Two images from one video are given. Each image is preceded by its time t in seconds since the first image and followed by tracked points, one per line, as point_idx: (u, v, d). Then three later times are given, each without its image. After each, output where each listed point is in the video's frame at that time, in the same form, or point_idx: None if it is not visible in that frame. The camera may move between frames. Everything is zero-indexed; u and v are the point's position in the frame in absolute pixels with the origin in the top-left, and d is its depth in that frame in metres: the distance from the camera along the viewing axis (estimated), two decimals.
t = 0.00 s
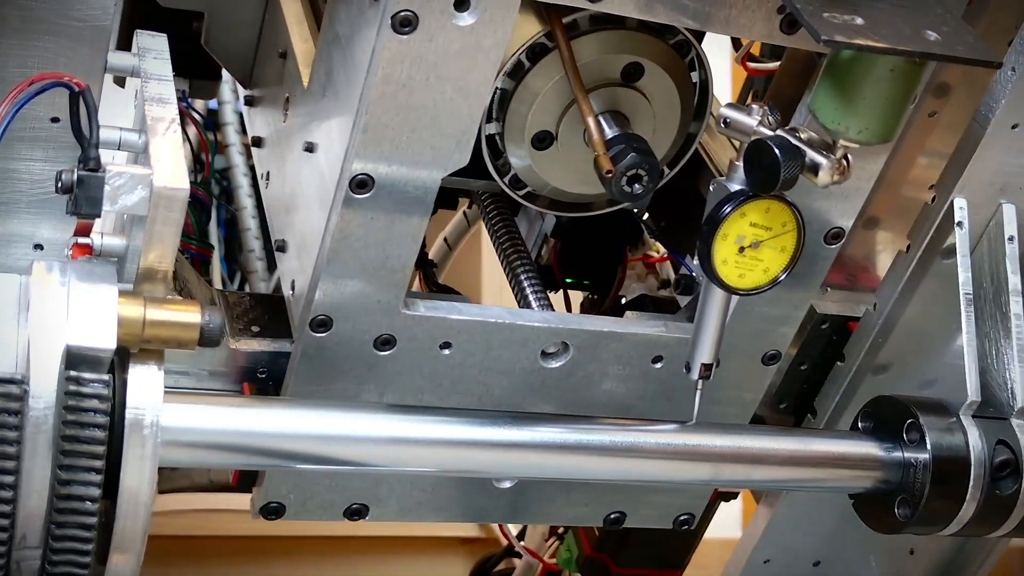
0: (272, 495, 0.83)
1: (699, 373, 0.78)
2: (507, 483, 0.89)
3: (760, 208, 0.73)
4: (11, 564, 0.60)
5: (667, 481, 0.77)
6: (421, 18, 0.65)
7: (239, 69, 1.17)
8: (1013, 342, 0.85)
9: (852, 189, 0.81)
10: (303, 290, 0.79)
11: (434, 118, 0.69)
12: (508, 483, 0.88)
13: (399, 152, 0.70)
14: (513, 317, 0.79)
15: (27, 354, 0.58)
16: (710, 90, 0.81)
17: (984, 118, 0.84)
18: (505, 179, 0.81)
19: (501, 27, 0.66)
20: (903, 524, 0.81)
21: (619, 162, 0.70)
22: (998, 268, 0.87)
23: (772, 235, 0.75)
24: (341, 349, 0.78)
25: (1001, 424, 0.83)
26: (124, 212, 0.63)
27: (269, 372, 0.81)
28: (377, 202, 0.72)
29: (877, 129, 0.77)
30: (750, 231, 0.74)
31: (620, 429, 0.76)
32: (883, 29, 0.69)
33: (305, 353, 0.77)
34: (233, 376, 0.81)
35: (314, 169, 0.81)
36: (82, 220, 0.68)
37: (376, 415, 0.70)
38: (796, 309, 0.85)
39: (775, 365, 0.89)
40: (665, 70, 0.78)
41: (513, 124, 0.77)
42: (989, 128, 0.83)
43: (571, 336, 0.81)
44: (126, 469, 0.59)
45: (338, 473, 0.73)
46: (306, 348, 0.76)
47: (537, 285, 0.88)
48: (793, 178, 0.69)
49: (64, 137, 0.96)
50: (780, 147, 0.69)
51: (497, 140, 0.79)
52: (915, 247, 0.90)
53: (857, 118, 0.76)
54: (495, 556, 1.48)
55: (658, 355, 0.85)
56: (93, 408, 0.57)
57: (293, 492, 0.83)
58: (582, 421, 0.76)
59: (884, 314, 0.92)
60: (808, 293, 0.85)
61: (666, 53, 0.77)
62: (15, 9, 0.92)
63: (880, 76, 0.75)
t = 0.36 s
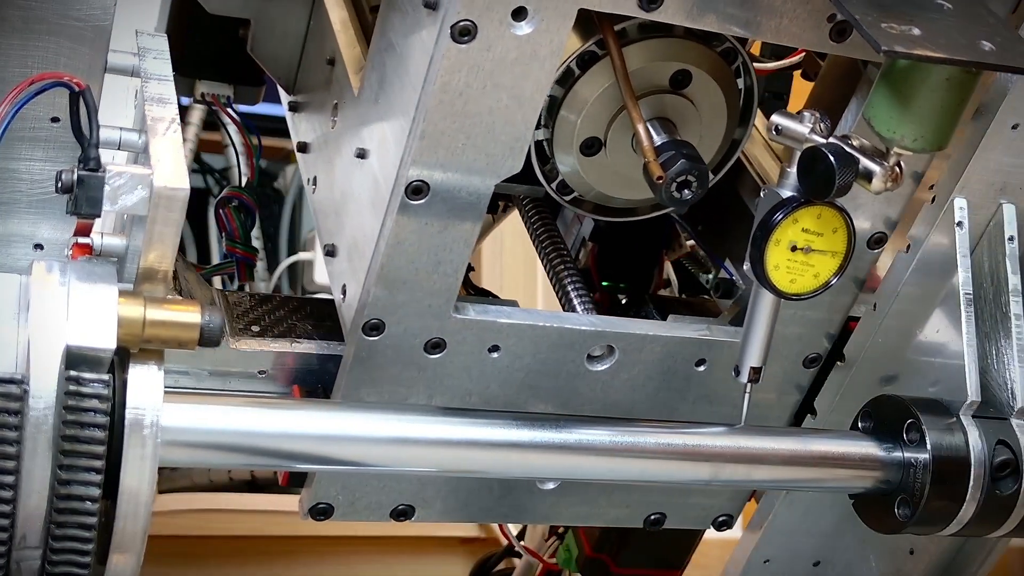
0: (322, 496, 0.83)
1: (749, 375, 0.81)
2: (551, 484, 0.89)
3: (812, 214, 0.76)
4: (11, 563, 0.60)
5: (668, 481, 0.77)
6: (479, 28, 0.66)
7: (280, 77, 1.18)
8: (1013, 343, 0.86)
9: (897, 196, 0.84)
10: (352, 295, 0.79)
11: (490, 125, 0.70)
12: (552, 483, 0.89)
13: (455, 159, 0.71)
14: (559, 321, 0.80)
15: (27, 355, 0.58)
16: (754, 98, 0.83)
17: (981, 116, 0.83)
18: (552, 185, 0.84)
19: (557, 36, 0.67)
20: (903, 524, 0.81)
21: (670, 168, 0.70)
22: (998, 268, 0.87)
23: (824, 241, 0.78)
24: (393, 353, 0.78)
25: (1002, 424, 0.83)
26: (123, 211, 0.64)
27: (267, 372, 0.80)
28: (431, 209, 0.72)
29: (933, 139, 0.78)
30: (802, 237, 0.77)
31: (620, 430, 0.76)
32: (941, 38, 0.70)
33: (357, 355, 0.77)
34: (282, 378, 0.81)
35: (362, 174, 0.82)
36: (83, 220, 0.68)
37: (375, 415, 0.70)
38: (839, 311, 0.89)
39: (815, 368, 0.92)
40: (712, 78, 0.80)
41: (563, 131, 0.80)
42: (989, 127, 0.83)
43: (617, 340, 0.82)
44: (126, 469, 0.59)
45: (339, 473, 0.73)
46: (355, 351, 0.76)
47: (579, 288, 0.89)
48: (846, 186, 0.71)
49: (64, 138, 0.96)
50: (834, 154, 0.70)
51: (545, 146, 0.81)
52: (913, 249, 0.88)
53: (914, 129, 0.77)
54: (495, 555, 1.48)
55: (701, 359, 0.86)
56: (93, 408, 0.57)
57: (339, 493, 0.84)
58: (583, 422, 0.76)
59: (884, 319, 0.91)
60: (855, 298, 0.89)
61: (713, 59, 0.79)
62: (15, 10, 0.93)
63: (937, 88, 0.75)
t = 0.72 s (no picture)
0: (327, 496, 0.83)
1: (755, 376, 0.81)
2: (555, 483, 0.89)
3: (817, 214, 0.76)
4: (10, 563, 0.60)
5: (667, 481, 0.77)
6: (485, 30, 0.66)
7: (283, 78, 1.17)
8: (1013, 343, 0.86)
9: (901, 197, 0.84)
10: (357, 296, 0.79)
11: (495, 126, 0.70)
12: (556, 483, 0.89)
13: (461, 160, 0.71)
14: (564, 322, 0.80)
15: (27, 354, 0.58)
16: (759, 99, 0.84)
17: (982, 116, 0.83)
18: (557, 186, 0.84)
19: (563, 37, 0.67)
20: (904, 524, 0.81)
21: (676, 168, 0.70)
22: (998, 268, 0.87)
23: (829, 241, 0.78)
24: (398, 354, 0.78)
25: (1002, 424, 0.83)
26: (123, 211, 0.63)
27: (268, 372, 0.80)
28: (437, 209, 0.72)
29: (940, 140, 0.77)
30: (807, 237, 0.77)
31: (619, 430, 0.76)
32: (947, 40, 0.70)
33: (363, 356, 0.77)
34: (287, 378, 0.81)
35: (367, 174, 0.82)
36: (83, 220, 0.67)
37: (375, 415, 0.70)
38: (841, 312, 0.89)
39: (819, 368, 0.92)
40: (717, 79, 0.80)
41: (568, 132, 0.80)
42: (988, 128, 0.83)
43: (622, 340, 0.82)
44: (126, 468, 0.59)
45: (340, 473, 0.73)
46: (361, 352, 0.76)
47: (582, 288, 0.89)
48: (851, 187, 0.71)
49: (64, 137, 0.95)
50: (840, 155, 0.70)
51: (550, 147, 0.81)
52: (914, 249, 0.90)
53: (921, 129, 0.76)
54: (495, 555, 1.48)
55: (706, 359, 0.86)
56: (93, 408, 0.57)
57: (345, 493, 0.83)
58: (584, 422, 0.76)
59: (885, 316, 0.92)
60: (858, 298, 0.89)
61: (717, 60, 0.80)
62: (15, 9, 0.92)
63: (943, 88, 0.75)
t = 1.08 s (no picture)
0: (327, 496, 0.83)
1: (754, 376, 0.81)
2: (554, 484, 0.89)
3: (817, 214, 0.76)
4: (10, 563, 0.60)
5: (667, 481, 0.78)
6: (485, 30, 0.66)
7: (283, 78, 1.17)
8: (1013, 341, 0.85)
9: (901, 197, 0.84)
10: (357, 296, 0.79)
11: (495, 126, 0.70)
12: (555, 483, 0.89)
13: (460, 160, 0.71)
14: (563, 322, 0.80)
15: (27, 354, 0.58)
16: (758, 98, 0.83)
17: (982, 116, 0.83)
18: (557, 185, 0.84)
19: (563, 37, 0.67)
20: (904, 522, 0.81)
21: (675, 168, 0.70)
22: (998, 268, 0.87)
23: (829, 241, 0.78)
24: (398, 354, 0.78)
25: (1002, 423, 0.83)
26: (123, 211, 0.63)
27: (268, 371, 0.80)
28: (437, 209, 0.72)
29: (940, 139, 0.77)
30: (807, 237, 0.77)
31: (619, 429, 0.76)
32: (947, 40, 0.70)
33: (362, 357, 0.77)
34: (287, 378, 0.81)
35: (367, 174, 0.82)
36: (82, 219, 0.68)
37: (375, 414, 0.70)
38: (841, 312, 0.89)
39: (819, 368, 0.92)
40: (717, 79, 0.80)
41: (568, 132, 0.80)
42: (988, 128, 0.83)
43: (622, 340, 0.82)
44: (126, 468, 0.59)
45: (340, 472, 0.73)
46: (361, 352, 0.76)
47: (583, 288, 0.89)
48: (851, 186, 0.71)
49: (64, 137, 0.95)
50: (840, 155, 0.70)
51: (550, 146, 0.81)
52: (914, 248, 0.90)
53: (921, 129, 0.77)
54: (495, 555, 1.48)
55: (706, 359, 0.86)
56: (92, 408, 0.57)
57: (344, 493, 0.83)
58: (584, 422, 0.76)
59: (886, 316, 0.93)
60: (858, 298, 0.89)
61: (717, 60, 0.80)
62: (15, 9, 0.92)
63: (943, 88, 0.75)
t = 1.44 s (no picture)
0: (327, 496, 0.83)
1: (754, 376, 0.81)
2: (554, 484, 0.89)
3: (818, 214, 0.76)
4: (10, 563, 0.60)
5: (667, 481, 0.77)
6: (485, 30, 0.66)
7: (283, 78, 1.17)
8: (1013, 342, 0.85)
9: (901, 197, 0.84)
10: (357, 297, 0.79)
11: (495, 126, 0.70)
12: (555, 483, 0.89)
13: (460, 160, 0.71)
14: (564, 322, 0.80)
15: (27, 354, 0.58)
16: (758, 99, 0.83)
17: (982, 117, 0.83)
18: (557, 186, 0.84)
19: (563, 37, 0.67)
20: (904, 523, 0.81)
21: (675, 169, 0.70)
22: (998, 268, 0.87)
23: (829, 242, 0.78)
24: (399, 354, 0.78)
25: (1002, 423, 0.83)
26: (123, 211, 0.64)
27: (268, 372, 0.80)
28: (437, 209, 0.72)
29: (940, 140, 0.77)
30: (807, 237, 0.77)
31: (619, 430, 0.76)
32: (946, 40, 0.70)
33: (362, 357, 0.77)
34: (287, 378, 0.81)
35: (367, 174, 0.82)
36: (83, 220, 0.68)
37: (375, 415, 0.70)
38: (841, 312, 0.89)
39: (819, 368, 0.92)
40: (717, 79, 0.80)
41: (568, 132, 0.80)
42: (988, 129, 0.83)
43: (622, 340, 0.82)
44: (126, 468, 0.59)
45: (341, 472, 0.72)
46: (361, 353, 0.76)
47: (583, 288, 0.89)
48: (851, 187, 0.71)
49: (64, 137, 0.95)
50: (840, 155, 0.70)
51: (550, 147, 0.81)
52: (914, 249, 0.90)
53: (921, 129, 0.76)
54: (495, 555, 1.48)
55: (706, 359, 0.86)
56: (92, 408, 0.57)
57: (345, 493, 0.83)
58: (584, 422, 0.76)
59: (886, 316, 0.93)
60: (858, 298, 0.89)
61: (717, 60, 0.80)
62: (15, 9, 0.92)
63: (943, 88, 0.75)
